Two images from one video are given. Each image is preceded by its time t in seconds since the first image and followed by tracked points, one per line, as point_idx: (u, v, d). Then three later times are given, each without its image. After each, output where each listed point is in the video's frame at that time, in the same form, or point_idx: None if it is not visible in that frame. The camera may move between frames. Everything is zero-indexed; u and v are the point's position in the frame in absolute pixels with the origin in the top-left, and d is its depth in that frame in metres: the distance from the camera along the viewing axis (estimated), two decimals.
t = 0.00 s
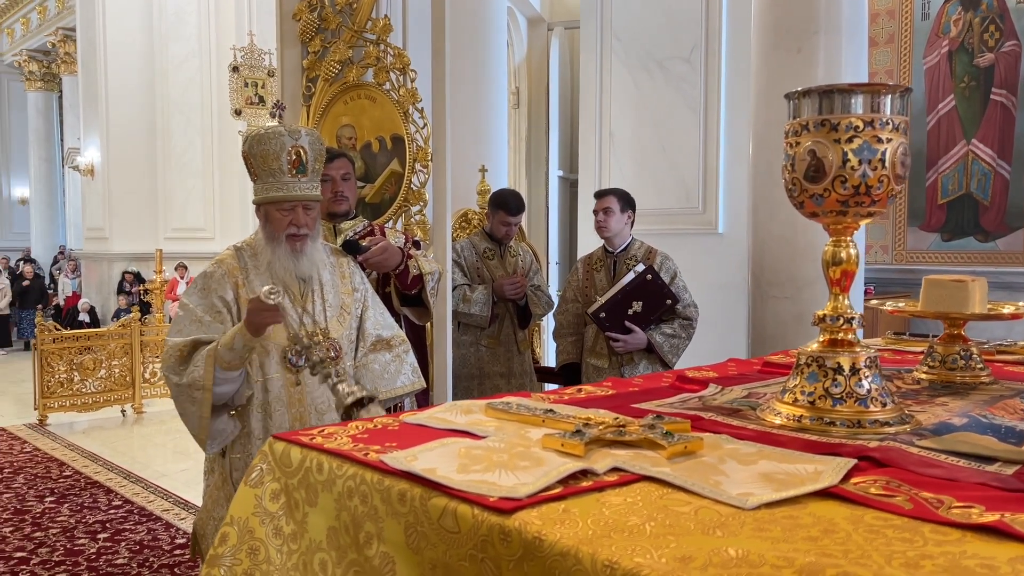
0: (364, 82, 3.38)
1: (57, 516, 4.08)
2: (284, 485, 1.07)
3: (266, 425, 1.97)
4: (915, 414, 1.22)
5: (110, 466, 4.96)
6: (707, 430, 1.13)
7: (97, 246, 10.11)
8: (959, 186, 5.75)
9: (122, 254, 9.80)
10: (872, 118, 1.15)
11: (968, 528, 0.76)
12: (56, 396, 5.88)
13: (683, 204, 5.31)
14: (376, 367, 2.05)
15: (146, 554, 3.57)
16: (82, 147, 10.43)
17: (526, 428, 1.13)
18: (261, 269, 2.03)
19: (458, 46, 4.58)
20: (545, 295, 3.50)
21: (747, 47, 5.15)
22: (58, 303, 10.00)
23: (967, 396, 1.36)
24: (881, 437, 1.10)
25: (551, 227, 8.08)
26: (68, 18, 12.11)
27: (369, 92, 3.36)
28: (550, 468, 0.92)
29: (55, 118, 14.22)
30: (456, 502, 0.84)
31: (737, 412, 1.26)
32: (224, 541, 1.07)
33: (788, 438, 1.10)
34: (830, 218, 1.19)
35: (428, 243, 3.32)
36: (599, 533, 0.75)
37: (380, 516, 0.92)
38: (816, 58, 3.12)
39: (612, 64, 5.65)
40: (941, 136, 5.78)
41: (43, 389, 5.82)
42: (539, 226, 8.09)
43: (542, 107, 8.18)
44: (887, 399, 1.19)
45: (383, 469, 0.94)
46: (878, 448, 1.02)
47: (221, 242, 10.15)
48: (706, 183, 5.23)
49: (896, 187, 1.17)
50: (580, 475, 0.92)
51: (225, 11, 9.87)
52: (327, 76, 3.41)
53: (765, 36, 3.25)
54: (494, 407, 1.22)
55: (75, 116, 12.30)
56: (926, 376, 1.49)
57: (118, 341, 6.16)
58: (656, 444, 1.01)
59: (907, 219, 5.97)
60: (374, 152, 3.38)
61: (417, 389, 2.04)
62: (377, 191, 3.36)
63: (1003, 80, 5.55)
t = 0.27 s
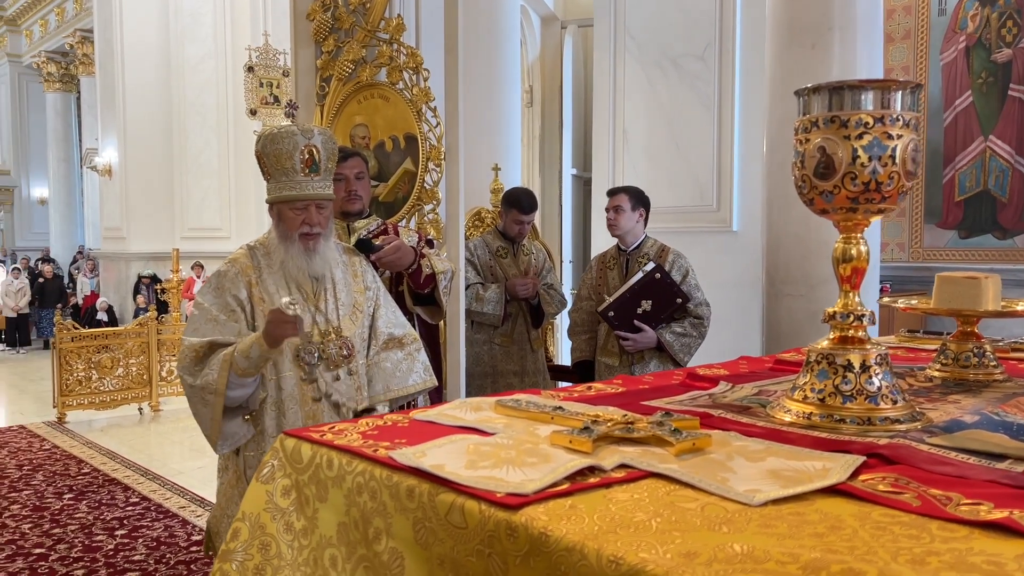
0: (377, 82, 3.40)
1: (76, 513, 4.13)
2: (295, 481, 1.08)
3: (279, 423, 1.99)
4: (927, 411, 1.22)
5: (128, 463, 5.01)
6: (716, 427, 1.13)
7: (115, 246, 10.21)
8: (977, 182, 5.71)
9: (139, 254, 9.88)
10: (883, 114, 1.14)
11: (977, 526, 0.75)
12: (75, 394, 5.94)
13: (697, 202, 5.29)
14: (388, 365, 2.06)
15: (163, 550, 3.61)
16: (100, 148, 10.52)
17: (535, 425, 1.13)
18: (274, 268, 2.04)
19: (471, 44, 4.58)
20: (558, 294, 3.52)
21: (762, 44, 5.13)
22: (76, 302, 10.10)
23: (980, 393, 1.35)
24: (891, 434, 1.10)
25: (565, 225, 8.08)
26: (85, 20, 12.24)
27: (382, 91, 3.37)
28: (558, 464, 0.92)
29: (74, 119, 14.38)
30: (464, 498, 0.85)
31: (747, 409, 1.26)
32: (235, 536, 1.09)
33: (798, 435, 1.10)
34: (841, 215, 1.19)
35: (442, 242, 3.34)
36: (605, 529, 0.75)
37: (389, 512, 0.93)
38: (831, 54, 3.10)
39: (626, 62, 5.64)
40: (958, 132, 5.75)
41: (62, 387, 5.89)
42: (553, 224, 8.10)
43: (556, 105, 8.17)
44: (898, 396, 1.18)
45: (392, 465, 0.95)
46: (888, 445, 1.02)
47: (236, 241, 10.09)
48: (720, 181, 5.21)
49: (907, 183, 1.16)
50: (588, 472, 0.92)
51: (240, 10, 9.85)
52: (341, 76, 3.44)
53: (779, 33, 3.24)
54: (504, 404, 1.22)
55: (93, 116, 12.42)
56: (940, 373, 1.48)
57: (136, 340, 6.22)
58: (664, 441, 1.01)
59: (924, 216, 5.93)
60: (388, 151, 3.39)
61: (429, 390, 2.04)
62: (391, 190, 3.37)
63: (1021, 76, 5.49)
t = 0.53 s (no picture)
0: (391, 81, 3.41)
1: (95, 509, 4.17)
2: (305, 475, 1.09)
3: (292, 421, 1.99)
4: (936, 407, 1.21)
5: (146, 460, 5.05)
6: (723, 423, 1.14)
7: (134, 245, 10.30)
8: (996, 179, 5.66)
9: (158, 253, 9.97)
10: (890, 110, 1.14)
11: (979, 520, 0.75)
12: (95, 391, 6.01)
13: (712, 200, 5.27)
14: (401, 362, 2.10)
15: (181, 546, 3.64)
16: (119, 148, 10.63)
17: (542, 420, 1.14)
18: (287, 266, 2.06)
19: (484, 42, 4.58)
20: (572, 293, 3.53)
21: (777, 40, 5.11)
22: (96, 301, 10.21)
23: (991, 390, 1.34)
24: (899, 430, 1.10)
25: (580, 224, 8.08)
26: (104, 22, 12.36)
27: (396, 90, 3.39)
28: (562, 459, 0.93)
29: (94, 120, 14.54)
30: (469, 491, 0.86)
31: (754, 405, 1.26)
32: (246, 529, 1.09)
33: (805, 430, 1.10)
34: (849, 211, 1.19)
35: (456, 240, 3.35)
36: (607, 522, 0.76)
37: (396, 506, 0.94)
38: (847, 51, 3.09)
39: (640, 60, 5.64)
40: (976, 130, 5.71)
41: (82, 385, 5.95)
42: (567, 223, 8.10)
43: (570, 104, 8.17)
44: (906, 392, 1.18)
45: (399, 459, 0.96)
46: (894, 441, 1.02)
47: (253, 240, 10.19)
48: (736, 179, 5.19)
49: (915, 179, 1.16)
50: (592, 467, 0.93)
51: (256, 11, 9.90)
52: (355, 76, 3.44)
53: (792, 29, 3.23)
54: (512, 400, 1.23)
55: (112, 117, 12.54)
56: (951, 370, 1.47)
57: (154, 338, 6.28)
58: (669, 436, 1.02)
59: (942, 214, 5.88)
60: (402, 150, 3.41)
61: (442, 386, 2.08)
62: (405, 188, 3.38)
63: None
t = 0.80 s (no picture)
0: (406, 80, 3.43)
1: (114, 504, 4.23)
2: (315, 468, 1.11)
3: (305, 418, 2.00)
4: (945, 403, 1.21)
5: (165, 457, 5.11)
6: (729, 418, 1.14)
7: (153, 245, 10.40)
8: (1015, 176, 5.62)
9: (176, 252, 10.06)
10: (898, 105, 1.14)
11: (980, 513, 0.76)
12: (114, 389, 6.08)
13: (728, 198, 5.25)
14: (412, 360, 2.11)
15: (198, 541, 3.69)
16: (138, 148, 10.73)
17: (549, 414, 1.15)
18: (300, 264, 2.08)
19: (499, 40, 4.61)
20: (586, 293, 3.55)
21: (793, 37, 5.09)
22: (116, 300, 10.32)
23: (1002, 386, 1.34)
24: (905, 425, 1.10)
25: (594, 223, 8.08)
26: (123, 23, 12.50)
27: (410, 89, 3.41)
28: (567, 451, 0.94)
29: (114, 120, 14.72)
30: (474, 482, 0.87)
31: (762, 400, 1.26)
32: (257, 521, 1.11)
33: (811, 425, 1.11)
34: (856, 206, 1.19)
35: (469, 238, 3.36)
36: (609, 513, 0.77)
37: (403, 497, 0.95)
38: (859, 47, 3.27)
39: (655, 58, 5.64)
40: (995, 126, 5.66)
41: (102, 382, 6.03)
42: (582, 222, 8.10)
43: (586, 102, 8.17)
44: (914, 388, 1.18)
45: (406, 451, 0.98)
46: (900, 436, 1.02)
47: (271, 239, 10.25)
48: (751, 176, 5.17)
49: (922, 174, 1.15)
50: (597, 459, 0.94)
51: (273, 11, 9.96)
52: (370, 75, 3.50)
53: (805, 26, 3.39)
54: (520, 395, 1.24)
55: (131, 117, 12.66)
56: (962, 366, 1.46)
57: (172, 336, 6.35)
58: (675, 430, 1.02)
59: (960, 211, 5.83)
60: (417, 148, 3.44)
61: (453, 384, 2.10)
62: (420, 187, 3.42)
63: None
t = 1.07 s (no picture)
0: (419, 79, 3.45)
1: (132, 501, 4.27)
2: (326, 460, 1.12)
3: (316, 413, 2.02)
4: (954, 399, 1.21)
5: (181, 454, 5.16)
6: (736, 412, 1.15)
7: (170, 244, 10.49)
8: None
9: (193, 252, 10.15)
10: (906, 100, 1.14)
11: (984, 505, 0.76)
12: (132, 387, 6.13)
13: (743, 196, 5.24)
14: (423, 358, 2.13)
15: (214, 538, 3.72)
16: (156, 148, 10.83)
17: (557, 408, 1.16)
18: (311, 260, 2.11)
19: (512, 38, 4.60)
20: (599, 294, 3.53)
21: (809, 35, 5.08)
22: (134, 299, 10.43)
23: (1012, 382, 1.33)
24: (913, 420, 1.10)
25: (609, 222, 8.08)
26: (142, 25, 12.62)
27: (424, 88, 3.43)
28: (573, 444, 0.95)
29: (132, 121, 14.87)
30: (481, 474, 0.88)
31: (771, 396, 1.27)
32: (269, 513, 1.13)
33: (819, 420, 1.11)
34: (864, 202, 1.19)
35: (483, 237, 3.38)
36: (612, 503, 0.77)
37: (411, 489, 0.97)
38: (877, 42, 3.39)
39: (670, 55, 5.62)
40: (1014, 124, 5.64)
41: (120, 381, 6.06)
42: (596, 221, 8.10)
43: (600, 101, 8.18)
44: (922, 383, 1.18)
45: (414, 444, 0.99)
46: (907, 430, 1.02)
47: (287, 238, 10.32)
48: (766, 175, 5.15)
49: (931, 169, 1.15)
50: (604, 452, 0.95)
51: (289, 12, 10.02)
52: (384, 74, 3.53)
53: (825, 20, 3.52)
54: (529, 389, 1.25)
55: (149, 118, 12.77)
56: (973, 363, 1.46)
57: (189, 334, 6.40)
58: (681, 424, 1.03)
59: (978, 210, 5.80)
60: (430, 147, 3.45)
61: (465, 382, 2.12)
62: (433, 186, 3.45)
63: None
